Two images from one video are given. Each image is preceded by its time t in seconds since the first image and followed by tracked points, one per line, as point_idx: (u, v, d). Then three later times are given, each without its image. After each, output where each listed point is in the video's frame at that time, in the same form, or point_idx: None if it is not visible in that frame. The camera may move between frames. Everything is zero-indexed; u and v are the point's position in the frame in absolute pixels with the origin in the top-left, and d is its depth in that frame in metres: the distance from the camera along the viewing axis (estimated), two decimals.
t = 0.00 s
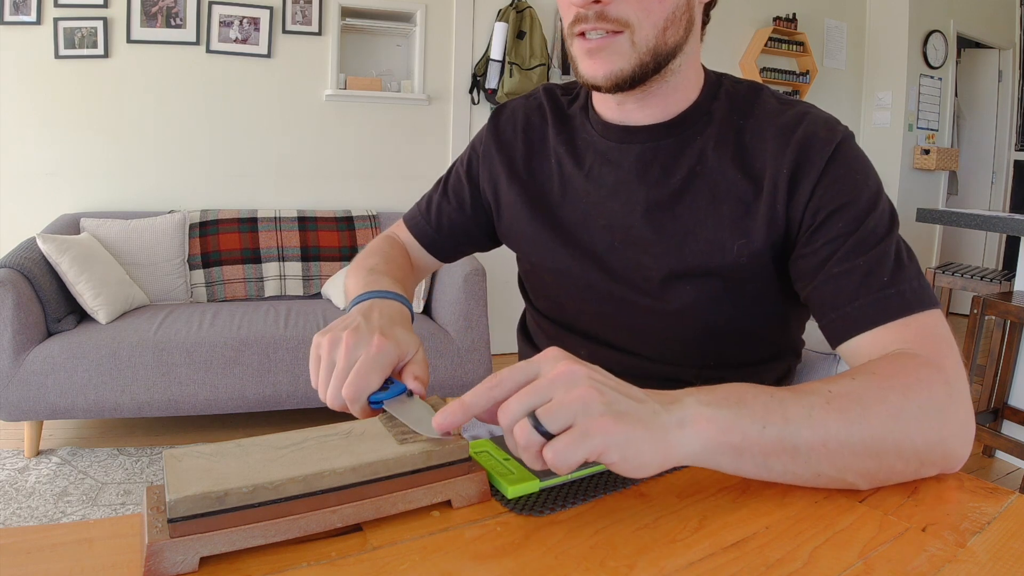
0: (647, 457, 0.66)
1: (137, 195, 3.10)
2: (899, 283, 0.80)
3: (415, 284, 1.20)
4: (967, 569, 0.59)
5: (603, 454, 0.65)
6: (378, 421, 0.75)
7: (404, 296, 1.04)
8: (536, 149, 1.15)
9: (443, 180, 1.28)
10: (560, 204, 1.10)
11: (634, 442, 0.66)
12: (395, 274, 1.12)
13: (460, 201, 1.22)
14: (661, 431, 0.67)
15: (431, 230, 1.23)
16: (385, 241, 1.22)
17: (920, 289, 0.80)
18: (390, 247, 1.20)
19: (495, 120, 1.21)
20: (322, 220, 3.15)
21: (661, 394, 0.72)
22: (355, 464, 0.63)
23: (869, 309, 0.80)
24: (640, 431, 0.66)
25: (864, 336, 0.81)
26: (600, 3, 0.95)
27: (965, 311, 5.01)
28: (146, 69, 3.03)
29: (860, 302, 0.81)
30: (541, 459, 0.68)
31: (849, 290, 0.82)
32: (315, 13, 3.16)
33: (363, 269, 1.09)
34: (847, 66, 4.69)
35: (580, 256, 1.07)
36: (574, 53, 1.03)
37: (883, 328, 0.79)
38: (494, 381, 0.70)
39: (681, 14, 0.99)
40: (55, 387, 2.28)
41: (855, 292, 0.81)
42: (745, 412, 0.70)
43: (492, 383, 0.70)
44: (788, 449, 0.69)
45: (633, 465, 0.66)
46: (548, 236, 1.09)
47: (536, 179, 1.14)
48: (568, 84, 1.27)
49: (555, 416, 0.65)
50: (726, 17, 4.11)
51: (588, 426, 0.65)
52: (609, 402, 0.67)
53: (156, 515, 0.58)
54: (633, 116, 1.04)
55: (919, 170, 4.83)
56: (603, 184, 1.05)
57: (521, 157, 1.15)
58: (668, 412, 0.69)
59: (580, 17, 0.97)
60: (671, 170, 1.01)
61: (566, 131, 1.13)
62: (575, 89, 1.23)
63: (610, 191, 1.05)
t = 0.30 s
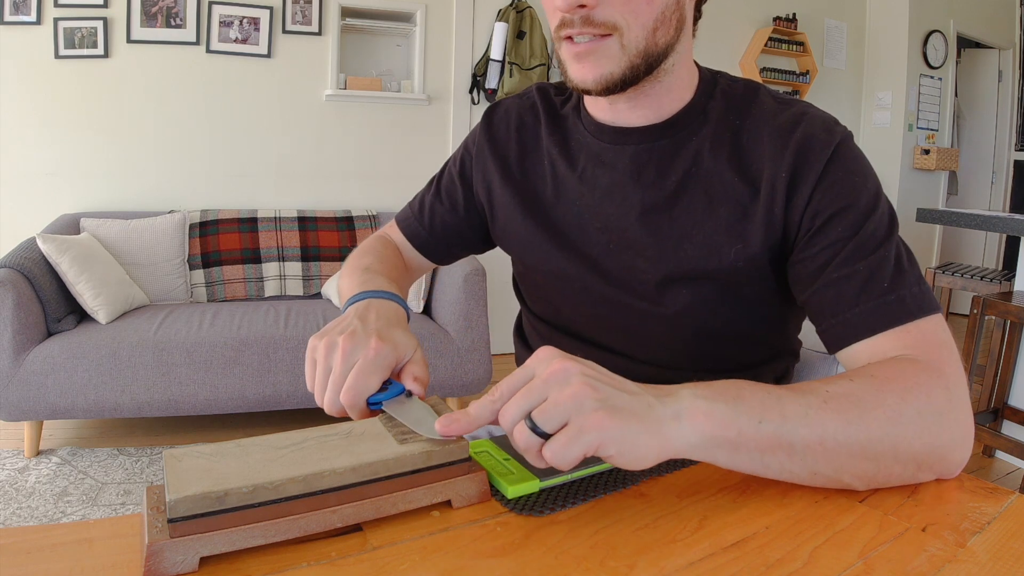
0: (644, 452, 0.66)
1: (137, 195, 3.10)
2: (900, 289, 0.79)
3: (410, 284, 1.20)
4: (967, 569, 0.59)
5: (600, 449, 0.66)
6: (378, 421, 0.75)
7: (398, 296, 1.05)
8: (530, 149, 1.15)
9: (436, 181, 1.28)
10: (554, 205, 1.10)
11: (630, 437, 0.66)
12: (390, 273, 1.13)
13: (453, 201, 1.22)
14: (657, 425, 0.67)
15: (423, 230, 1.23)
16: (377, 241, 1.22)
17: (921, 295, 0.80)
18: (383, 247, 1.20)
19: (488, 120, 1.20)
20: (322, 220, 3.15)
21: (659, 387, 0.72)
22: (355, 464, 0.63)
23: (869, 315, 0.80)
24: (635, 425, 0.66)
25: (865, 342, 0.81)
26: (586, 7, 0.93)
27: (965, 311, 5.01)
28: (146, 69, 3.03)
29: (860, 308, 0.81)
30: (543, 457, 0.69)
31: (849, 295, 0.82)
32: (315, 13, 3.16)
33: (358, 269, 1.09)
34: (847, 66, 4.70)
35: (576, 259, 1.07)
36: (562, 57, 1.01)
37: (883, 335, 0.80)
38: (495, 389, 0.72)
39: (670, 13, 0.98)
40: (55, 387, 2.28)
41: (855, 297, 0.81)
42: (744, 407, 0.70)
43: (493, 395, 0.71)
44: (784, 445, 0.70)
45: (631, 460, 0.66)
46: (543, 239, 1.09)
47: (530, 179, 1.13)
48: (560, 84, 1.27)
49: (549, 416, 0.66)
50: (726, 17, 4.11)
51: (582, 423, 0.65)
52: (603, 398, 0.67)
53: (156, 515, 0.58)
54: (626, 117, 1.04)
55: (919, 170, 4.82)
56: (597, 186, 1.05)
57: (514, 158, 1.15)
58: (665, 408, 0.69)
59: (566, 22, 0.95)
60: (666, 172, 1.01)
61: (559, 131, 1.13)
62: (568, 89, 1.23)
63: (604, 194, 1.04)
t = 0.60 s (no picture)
0: (646, 450, 0.66)
1: (137, 195, 3.10)
2: (901, 289, 0.79)
3: (409, 285, 1.20)
4: (966, 569, 0.59)
5: (603, 448, 0.66)
6: (378, 422, 0.75)
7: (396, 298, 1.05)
8: (529, 150, 1.15)
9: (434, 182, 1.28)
10: (553, 206, 1.10)
11: (632, 436, 0.66)
12: (388, 273, 1.13)
13: (451, 202, 1.22)
14: (658, 424, 0.68)
15: (421, 231, 1.23)
16: (376, 241, 1.22)
17: (922, 294, 0.80)
18: (381, 248, 1.19)
19: (486, 120, 1.20)
20: (322, 219, 3.15)
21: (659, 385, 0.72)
22: (355, 464, 0.63)
23: (870, 315, 0.80)
24: (637, 424, 0.66)
25: (866, 343, 0.81)
26: (579, 8, 0.91)
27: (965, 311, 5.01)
28: (145, 69, 3.03)
29: (861, 308, 0.81)
30: (545, 458, 0.69)
31: (850, 296, 0.82)
32: (315, 13, 3.16)
33: (356, 270, 1.09)
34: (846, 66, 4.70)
35: (575, 260, 1.07)
36: (556, 58, 1.00)
37: (884, 336, 0.80)
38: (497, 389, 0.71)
39: (665, 14, 0.97)
40: (55, 387, 2.28)
41: (857, 298, 0.81)
42: (744, 405, 0.71)
43: (496, 394, 0.72)
44: (786, 446, 0.70)
45: (633, 459, 0.66)
46: (543, 240, 1.09)
47: (529, 180, 1.13)
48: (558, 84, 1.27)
49: (553, 416, 0.66)
50: (726, 17, 4.11)
51: (585, 422, 0.65)
52: (605, 397, 0.67)
53: (156, 515, 0.58)
54: (624, 118, 1.04)
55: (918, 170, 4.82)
56: (596, 187, 1.05)
57: (512, 159, 1.15)
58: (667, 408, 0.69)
59: (560, 23, 0.93)
60: (666, 173, 1.01)
61: (558, 132, 1.13)
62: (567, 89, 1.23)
63: (603, 195, 1.04)
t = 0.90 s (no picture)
0: (645, 447, 0.66)
1: (137, 196, 3.10)
2: (902, 288, 0.79)
3: (409, 285, 1.20)
4: (967, 569, 0.59)
5: (603, 446, 0.66)
6: (378, 422, 0.75)
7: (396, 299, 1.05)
8: (530, 149, 1.15)
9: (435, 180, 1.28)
10: (554, 206, 1.10)
11: (631, 433, 0.66)
12: (388, 272, 1.12)
13: (453, 201, 1.22)
14: (659, 421, 0.67)
15: (423, 229, 1.23)
16: (376, 240, 1.22)
17: (922, 294, 0.80)
18: (382, 247, 1.19)
19: (489, 120, 1.20)
20: (323, 220, 3.15)
21: (661, 381, 0.72)
22: (355, 464, 0.63)
23: (870, 315, 0.80)
24: (636, 421, 0.66)
25: (867, 341, 0.81)
26: (581, 4, 0.92)
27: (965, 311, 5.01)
28: (145, 69, 3.03)
29: (862, 307, 0.81)
30: (547, 457, 0.69)
31: (851, 296, 0.82)
32: (315, 13, 3.16)
33: (356, 270, 1.09)
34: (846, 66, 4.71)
35: (575, 260, 1.07)
36: (559, 57, 1.00)
37: (885, 334, 0.80)
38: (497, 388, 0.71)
39: (666, 11, 0.97)
40: (55, 387, 2.28)
41: (857, 297, 0.81)
42: (748, 400, 0.70)
43: (497, 391, 0.71)
44: (790, 441, 0.70)
45: (633, 457, 0.66)
46: (543, 240, 1.09)
47: (530, 180, 1.13)
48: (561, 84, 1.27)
49: (550, 415, 0.66)
50: (726, 17, 4.11)
51: (583, 422, 0.65)
52: (604, 395, 0.66)
53: (156, 515, 0.58)
54: (625, 118, 1.04)
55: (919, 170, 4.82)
56: (597, 187, 1.05)
57: (514, 158, 1.15)
58: (671, 404, 0.69)
59: (562, 20, 0.94)
60: (667, 173, 1.01)
61: (559, 131, 1.13)
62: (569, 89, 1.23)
63: (604, 195, 1.04)
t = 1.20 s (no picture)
0: (647, 447, 0.66)
1: (137, 196, 3.10)
2: (903, 283, 0.79)
3: (409, 284, 1.20)
4: (967, 569, 0.59)
5: (604, 447, 0.66)
6: (378, 422, 0.75)
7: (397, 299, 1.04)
8: (532, 149, 1.15)
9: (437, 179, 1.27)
10: (556, 204, 1.10)
11: (632, 434, 0.66)
12: (387, 271, 1.12)
13: (456, 199, 1.22)
14: (660, 420, 0.67)
15: (425, 228, 1.23)
16: (376, 238, 1.22)
17: (922, 289, 0.80)
18: (382, 246, 1.19)
19: (491, 119, 1.21)
20: (322, 220, 3.15)
21: (664, 377, 0.72)
22: (355, 464, 0.63)
23: (871, 309, 0.80)
24: (637, 422, 0.66)
25: (867, 336, 0.81)
26: None
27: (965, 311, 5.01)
28: (146, 69, 3.03)
29: (862, 302, 0.80)
30: (550, 459, 0.69)
31: (851, 290, 0.82)
32: (315, 13, 3.16)
33: (356, 270, 1.08)
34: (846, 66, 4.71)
35: (577, 258, 1.07)
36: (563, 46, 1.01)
37: (885, 328, 0.79)
38: (497, 390, 0.71)
39: (667, 6, 0.98)
40: (55, 387, 2.28)
41: (858, 292, 0.81)
42: (750, 395, 0.70)
43: (497, 394, 0.71)
44: (794, 437, 0.70)
45: (635, 457, 0.66)
46: (546, 238, 1.09)
47: (532, 179, 1.13)
48: (563, 84, 1.27)
49: (552, 418, 0.66)
50: (726, 17, 4.12)
51: (584, 424, 0.65)
52: (603, 396, 0.66)
53: (156, 515, 0.58)
54: (627, 114, 1.04)
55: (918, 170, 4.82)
56: (599, 185, 1.05)
57: (517, 157, 1.15)
58: (674, 401, 0.69)
59: (566, 10, 0.95)
60: (668, 171, 1.01)
61: (562, 130, 1.13)
62: (571, 89, 1.23)
63: (606, 193, 1.05)
